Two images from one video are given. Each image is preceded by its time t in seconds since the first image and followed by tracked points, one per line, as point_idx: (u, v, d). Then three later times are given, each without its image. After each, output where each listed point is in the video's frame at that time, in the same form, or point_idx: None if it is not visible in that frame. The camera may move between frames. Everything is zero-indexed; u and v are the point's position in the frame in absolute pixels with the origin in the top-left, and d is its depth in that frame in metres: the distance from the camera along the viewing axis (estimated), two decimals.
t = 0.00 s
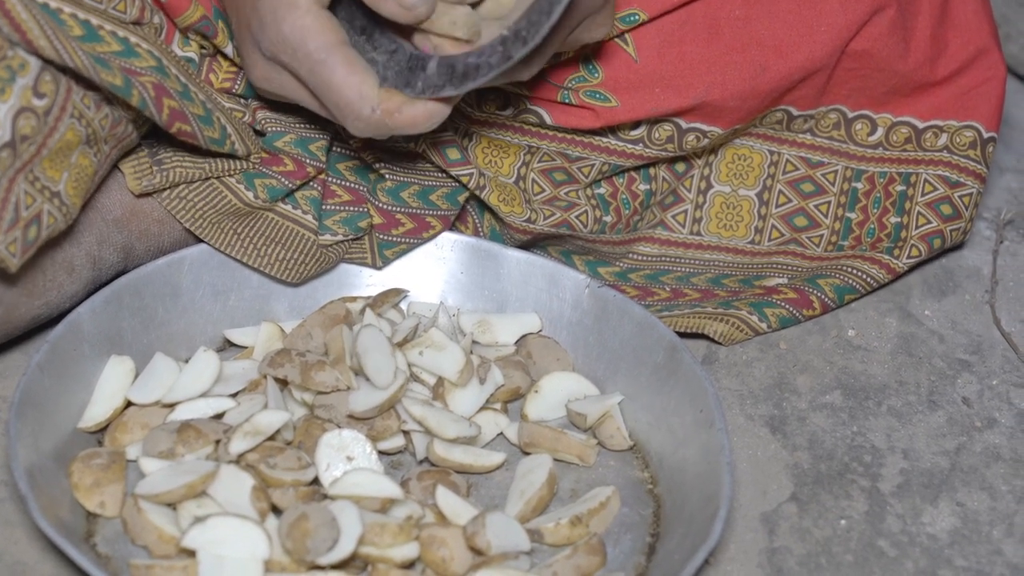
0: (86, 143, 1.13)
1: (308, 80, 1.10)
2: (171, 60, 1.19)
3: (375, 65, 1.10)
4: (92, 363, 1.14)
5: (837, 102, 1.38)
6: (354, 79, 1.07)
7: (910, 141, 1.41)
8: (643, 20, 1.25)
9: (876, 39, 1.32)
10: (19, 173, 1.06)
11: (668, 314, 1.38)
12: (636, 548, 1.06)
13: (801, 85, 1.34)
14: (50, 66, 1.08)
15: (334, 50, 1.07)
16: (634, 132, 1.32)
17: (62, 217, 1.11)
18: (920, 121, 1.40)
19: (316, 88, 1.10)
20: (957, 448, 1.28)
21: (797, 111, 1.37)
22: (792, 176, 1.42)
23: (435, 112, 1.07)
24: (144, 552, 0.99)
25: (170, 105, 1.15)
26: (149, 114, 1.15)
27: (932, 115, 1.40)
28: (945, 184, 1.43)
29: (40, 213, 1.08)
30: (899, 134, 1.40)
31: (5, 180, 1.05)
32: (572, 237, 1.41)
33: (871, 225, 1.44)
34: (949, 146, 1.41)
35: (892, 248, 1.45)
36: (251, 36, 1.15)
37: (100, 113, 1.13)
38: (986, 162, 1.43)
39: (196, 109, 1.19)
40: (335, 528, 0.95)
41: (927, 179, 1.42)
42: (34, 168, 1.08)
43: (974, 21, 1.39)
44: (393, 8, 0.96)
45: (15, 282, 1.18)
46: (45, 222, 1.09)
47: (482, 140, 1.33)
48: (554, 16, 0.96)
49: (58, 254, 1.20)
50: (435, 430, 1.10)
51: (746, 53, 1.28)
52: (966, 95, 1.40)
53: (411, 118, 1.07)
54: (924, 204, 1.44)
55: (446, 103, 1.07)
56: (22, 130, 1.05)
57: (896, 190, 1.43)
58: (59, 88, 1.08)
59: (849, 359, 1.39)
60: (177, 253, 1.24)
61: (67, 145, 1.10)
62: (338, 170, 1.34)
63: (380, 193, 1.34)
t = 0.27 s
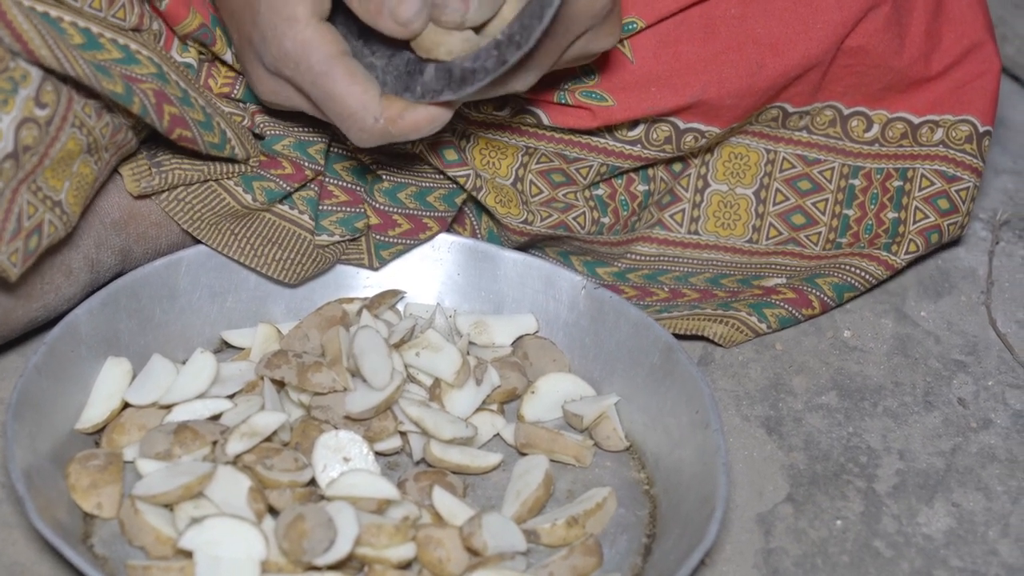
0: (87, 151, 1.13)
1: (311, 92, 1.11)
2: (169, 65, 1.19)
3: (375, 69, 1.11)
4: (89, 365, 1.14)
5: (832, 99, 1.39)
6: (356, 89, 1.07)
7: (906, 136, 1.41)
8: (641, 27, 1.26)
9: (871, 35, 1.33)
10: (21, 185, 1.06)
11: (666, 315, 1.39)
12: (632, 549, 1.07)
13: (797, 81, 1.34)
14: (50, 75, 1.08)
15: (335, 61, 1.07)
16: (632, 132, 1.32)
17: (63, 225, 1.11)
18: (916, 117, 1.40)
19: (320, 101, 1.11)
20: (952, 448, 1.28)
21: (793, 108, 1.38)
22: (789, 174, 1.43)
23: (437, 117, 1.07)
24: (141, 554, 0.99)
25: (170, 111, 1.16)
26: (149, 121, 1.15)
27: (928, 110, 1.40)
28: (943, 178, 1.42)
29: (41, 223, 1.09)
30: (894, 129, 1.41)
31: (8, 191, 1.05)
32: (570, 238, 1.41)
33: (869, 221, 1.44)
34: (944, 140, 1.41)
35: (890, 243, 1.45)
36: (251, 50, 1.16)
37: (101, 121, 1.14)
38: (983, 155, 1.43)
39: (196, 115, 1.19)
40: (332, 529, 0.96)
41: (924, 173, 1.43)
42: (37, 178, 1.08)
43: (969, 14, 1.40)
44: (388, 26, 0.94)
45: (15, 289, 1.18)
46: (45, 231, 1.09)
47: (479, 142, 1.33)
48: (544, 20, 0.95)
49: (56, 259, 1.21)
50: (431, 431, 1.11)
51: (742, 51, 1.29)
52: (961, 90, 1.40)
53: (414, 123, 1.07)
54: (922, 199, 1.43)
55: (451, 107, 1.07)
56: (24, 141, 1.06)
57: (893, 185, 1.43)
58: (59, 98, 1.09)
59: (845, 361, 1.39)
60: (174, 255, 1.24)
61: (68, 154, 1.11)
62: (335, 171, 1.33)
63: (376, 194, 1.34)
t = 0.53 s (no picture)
0: (88, 155, 1.13)
1: (318, 96, 1.10)
2: (170, 68, 1.19)
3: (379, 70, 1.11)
4: (89, 367, 1.14)
5: (831, 102, 1.40)
6: (364, 86, 1.06)
7: (904, 140, 1.42)
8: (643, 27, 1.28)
9: (870, 39, 1.35)
10: (24, 190, 1.07)
11: (665, 317, 1.39)
12: (631, 551, 1.07)
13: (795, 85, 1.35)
14: (51, 81, 1.08)
15: (339, 63, 1.07)
16: (632, 134, 1.32)
17: (64, 230, 1.12)
18: (915, 121, 1.41)
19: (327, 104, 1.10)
20: (950, 450, 1.29)
21: (791, 111, 1.39)
22: (788, 177, 1.43)
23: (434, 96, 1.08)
24: (141, 555, 1.00)
25: (170, 115, 1.16)
26: (149, 124, 1.15)
27: (926, 114, 1.41)
28: (941, 183, 1.42)
29: (43, 227, 1.09)
30: (893, 133, 1.41)
31: (11, 198, 1.06)
32: (569, 242, 1.41)
33: (868, 225, 1.44)
34: (943, 144, 1.41)
35: (890, 248, 1.44)
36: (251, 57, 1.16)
37: (101, 125, 1.14)
38: (981, 160, 1.42)
39: (196, 118, 1.19)
40: (331, 531, 0.96)
41: (922, 178, 1.42)
42: (40, 183, 1.08)
43: (967, 19, 1.41)
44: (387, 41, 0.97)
45: (14, 293, 1.19)
46: (47, 236, 1.10)
47: (478, 143, 1.34)
48: None
49: (57, 262, 1.21)
50: (431, 433, 1.11)
51: (741, 54, 1.29)
52: (959, 94, 1.41)
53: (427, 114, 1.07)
54: (920, 203, 1.43)
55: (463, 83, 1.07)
56: (27, 146, 1.06)
57: (892, 190, 1.43)
58: (60, 103, 1.09)
59: (842, 362, 1.39)
60: (174, 257, 1.24)
61: (70, 158, 1.11)
62: (335, 172, 1.33)
63: (374, 197, 1.34)
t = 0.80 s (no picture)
0: (88, 161, 1.13)
1: (309, 120, 1.09)
2: (170, 74, 1.20)
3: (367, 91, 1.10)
4: (87, 370, 1.14)
5: (830, 112, 1.40)
6: (353, 109, 1.05)
7: (902, 151, 1.42)
8: (641, 35, 1.26)
9: (870, 50, 1.34)
10: (23, 196, 1.07)
11: (663, 321, 1.39)
12: (629, 553, 1.07)
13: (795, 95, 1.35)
14: (51, 86, 1.08)
15: (329, 87, 1.06)
16: (632, 143, 1.32)
17: (64, 235, 1.12)
18: (913, 131, 1.41)
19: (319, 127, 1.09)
20: (948, 452, 1.29)
21: (790, 120, 1.39)
22: (785, 185, 1.44)
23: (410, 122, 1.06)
24: (139, 558, 1.00)
25: (170, 121, 1.16)
26: (149, 130, 1.15)
27: (925, 125, 1.41)
28: (938, 195, 1.43)
29: (43, 232, 1.10)
30: (891, 143, 1.41)
31: (10, 203, 1.06)
32: (567, 247, 1.41)
33: (865, 235, 1.45)
34: (941, 155, 1.42)
35: (886, 256, 1.45)
36: (241, 77, 1.17)
37: (101, 131, 1.14)
38: (978, 172, 1.43)
39: (195, 124, 1.20)
40: (329, 534, 0.96)
41: (919, 189, 1.43)
42: (39, 189, 1.08)
43: (967, 29, 1.41)
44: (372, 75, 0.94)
45: (14, 298, 1.19)
46: (47, 241, 1.10)
47: (478, 151, 1.34)
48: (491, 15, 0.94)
49: (56, 267, 1.21)
50: (429, 436, 1.11)
51: (741, 64, 1.30)
52: (958, 105, 1.41)
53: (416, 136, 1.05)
54: (917, 213, 1.43)
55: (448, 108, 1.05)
56: (27, 152, 1.06)
57: (889, 201, 1.43)
58: (60, 109, 1.09)
59: (841, 365, 1.40)
60: (172, 260, 1.25)
61: (70, 164, 1.11)
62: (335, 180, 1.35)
63: (374, 204, 1.35)
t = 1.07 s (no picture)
0: (87, 162, 1.13)
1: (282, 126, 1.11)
2: (170, 76, 1.20)
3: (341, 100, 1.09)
4: (86, 371, 1.14)
5: (828, 110, 1.40)
6: (328, 126, 1.07)
7: (901, 149, 1.42)
8: (640, 32, 1.27)
9: (869, 47, 1.34)
10: (22, 197, 1.07)
11: (659, 323, 1.39)
12: (627, 555, 1.07)
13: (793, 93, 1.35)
14: (51, 88, 1.08)
15: (309, 100, 1.08)
16: (631, 143, 1.32)
17: (62, 236, 1.12)
18: (912, 130, 1.41)
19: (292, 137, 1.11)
20: (947, 454, 1.29)
21: (788, 119, 1.39)
22: (784, 184, 1.43)
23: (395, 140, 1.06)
24: (138, 559, 1.00)
25: (169, 123, 1.16)
26: (149, 132, 1.15)
27: (924, 123, 1.41)
28: (937, 192, 1.42)
29: (41, 234, 1.10)
30: (890, 142, 1.42)
31: (9, 204, 1.06)
32: (566, 249, 1.42)
33: (864, 234, 1.45)
34: (940, 153, 1.42)
35: (884, 255, 1.45)
36: (226, 81, 1.17)
37: (100, 133, 1.14)
38: (977, 170, 1.43)
39: (195, 125, 1.20)
40: (328, 535, 0.96)
41: (918, 187, 1.43)
42: (37, 190, 1.08)
43: (965, 27, 1.41)
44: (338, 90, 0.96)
45: (13, 298, 1.19)
46: (45, 242, 1.10)
47: (477, 150, 1.33)
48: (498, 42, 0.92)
49: (55, 267, 1.21)
50: (427, 437, 1.11)
51: (740, 61, 1.29)
52: (956, 103, 1.41)
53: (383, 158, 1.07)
54: (916, 211, 1.43)
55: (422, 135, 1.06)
56: (26, 153, 1.06)
57: (888, 199, 1.43)
58: (60, 110, 1.09)
59: (840, 367, 1.40)
60: (171, 261, 1.24)
61: (69, 165, 1.11)
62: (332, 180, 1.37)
63: (373, 205, 1.35)
